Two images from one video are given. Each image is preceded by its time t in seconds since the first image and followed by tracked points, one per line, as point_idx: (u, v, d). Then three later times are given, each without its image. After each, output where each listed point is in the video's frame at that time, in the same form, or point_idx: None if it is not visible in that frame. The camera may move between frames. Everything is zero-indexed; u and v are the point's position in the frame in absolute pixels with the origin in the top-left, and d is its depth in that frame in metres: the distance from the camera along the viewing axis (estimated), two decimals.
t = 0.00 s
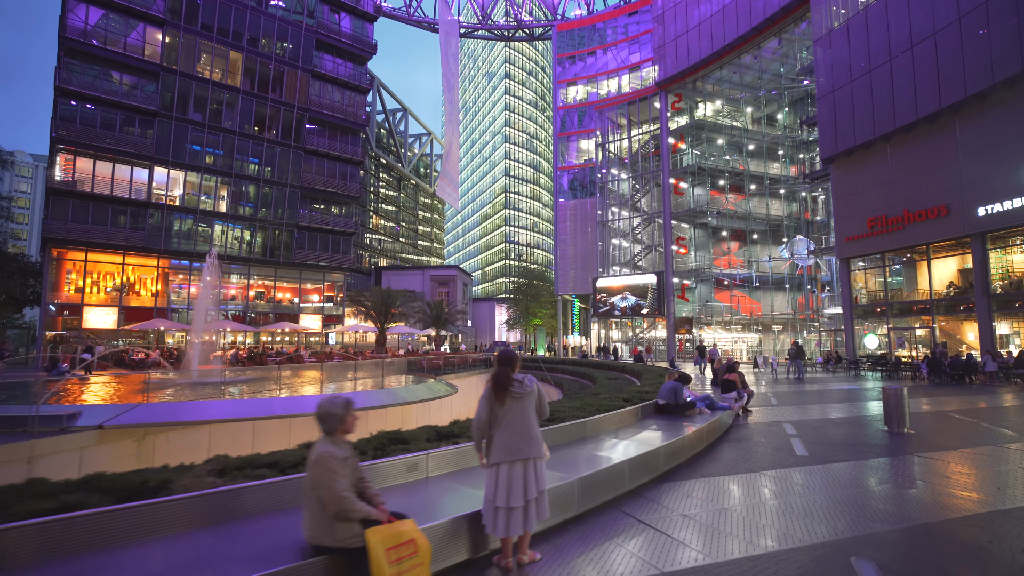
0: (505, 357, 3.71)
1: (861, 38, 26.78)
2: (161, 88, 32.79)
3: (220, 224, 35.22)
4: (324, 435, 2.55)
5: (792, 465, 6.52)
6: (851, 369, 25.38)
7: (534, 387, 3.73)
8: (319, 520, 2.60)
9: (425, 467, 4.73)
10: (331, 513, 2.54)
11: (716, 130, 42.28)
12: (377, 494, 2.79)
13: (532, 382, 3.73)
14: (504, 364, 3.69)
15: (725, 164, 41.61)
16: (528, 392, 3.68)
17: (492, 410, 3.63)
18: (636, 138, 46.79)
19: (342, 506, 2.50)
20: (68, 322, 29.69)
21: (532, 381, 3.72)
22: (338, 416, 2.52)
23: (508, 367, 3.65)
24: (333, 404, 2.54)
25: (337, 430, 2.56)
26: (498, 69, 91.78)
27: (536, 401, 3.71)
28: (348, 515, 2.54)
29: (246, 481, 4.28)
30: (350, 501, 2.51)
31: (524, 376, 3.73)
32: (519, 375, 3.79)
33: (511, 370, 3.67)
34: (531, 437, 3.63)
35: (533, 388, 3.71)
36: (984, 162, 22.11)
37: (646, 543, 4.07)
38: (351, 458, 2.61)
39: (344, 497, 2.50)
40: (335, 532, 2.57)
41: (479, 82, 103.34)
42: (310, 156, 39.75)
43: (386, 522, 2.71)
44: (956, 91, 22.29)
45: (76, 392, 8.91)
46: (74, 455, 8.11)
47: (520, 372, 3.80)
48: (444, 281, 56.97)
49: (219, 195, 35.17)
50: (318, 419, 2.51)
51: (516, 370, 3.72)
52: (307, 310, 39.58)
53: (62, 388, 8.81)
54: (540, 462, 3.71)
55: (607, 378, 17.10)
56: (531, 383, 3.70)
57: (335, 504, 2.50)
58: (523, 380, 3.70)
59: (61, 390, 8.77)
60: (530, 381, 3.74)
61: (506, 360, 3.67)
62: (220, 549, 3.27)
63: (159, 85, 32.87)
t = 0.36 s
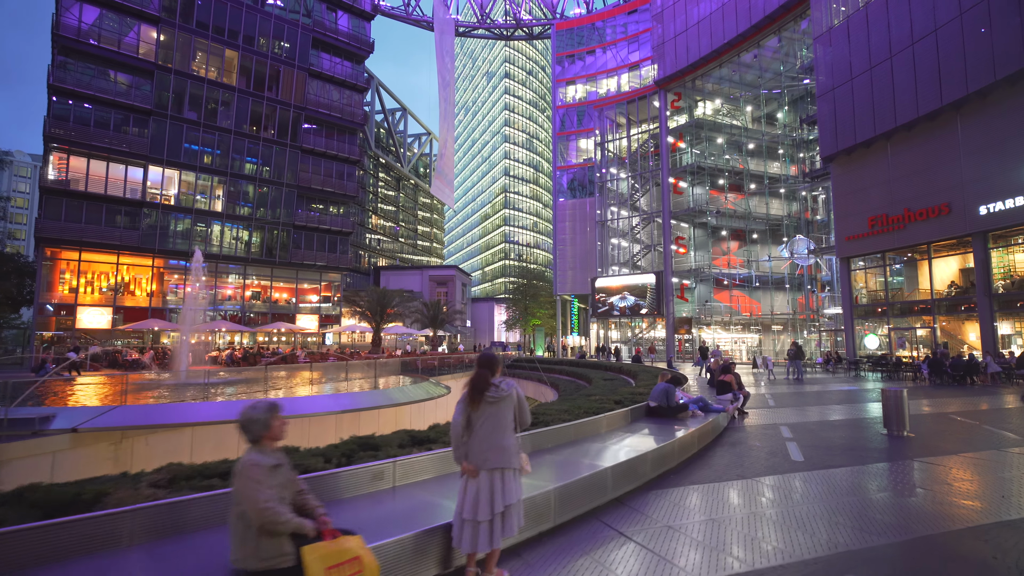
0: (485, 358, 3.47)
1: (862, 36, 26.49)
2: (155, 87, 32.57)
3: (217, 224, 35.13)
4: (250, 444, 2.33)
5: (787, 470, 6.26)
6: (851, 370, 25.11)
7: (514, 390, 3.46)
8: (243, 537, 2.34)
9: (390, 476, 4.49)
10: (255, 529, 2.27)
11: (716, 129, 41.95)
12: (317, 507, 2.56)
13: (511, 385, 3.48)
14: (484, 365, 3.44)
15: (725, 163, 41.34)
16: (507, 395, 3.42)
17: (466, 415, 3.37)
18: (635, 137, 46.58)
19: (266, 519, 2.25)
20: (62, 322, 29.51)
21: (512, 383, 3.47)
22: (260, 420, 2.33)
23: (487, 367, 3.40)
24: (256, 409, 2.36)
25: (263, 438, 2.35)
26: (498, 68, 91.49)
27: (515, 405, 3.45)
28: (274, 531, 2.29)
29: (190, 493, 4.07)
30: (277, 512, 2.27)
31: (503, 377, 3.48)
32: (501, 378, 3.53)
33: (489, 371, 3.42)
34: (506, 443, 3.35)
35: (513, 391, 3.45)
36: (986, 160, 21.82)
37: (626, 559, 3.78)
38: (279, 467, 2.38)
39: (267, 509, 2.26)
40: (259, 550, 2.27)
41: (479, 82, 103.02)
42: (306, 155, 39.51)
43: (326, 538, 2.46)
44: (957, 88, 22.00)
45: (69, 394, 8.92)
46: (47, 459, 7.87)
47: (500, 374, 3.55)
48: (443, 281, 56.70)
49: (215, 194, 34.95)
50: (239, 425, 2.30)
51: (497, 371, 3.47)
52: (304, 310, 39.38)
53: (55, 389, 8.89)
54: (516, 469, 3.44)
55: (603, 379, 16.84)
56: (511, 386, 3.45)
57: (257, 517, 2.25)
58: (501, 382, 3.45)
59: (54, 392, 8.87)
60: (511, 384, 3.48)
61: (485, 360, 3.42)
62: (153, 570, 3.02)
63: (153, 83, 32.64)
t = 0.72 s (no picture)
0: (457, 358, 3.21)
1: (862, 32, 26.24)
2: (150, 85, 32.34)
3: (215, 224, 34.96)
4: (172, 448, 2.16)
5: (783, 474, 6.00)
6: (851, 370, 24.84)
7: (485, 391, 3.16)
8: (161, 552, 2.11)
9: (357, 482, 4.27)
10: (171, 543, 2.05)
11: (715, 127, 41.67)
12: (253, 519, 2.38)
13: (484, 386, 3.19)
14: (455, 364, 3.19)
15: (725, 162, 41.10)
16: (476, 397, 3.13)
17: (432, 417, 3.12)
18: (634, 136, 46.36)
19: (184, 530, 2.03)
20: (55, 322, 29.32)
21: (483, 383, 3.18)
22: (184, 423, 2.19)
23: (457, 367, 3.15)
24: (179, 412, 2.22)
25: (187, 443, 2.20)
26: (497, 68, 91.27)
27: (486, 409, 3.13)
28: (195, 542, 2.06)
29: (133, 504, 3.90)
30: (198, 522, 2.05)
31: (473, 378, 3.19)
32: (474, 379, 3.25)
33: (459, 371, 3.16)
34: (470, 449, 3.05)
35: (484, 392, 3.14)
36: (987, 158, 21.55)
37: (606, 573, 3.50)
38: (205, 474, 2.19)
39: (185, 519, 2.04)
40: (178, 567, 2.04)
41: (478, 82, 102.82)
42: (303, 154, 39.27)
43: (259, 551, 2.24)
44: (959, 84, 21.73)
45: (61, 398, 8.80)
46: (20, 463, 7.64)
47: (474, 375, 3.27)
48: (441, 281, 56.42)
49: (210, 193, 34.70)
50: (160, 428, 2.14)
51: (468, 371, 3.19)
52: (301, 310, 39.15)
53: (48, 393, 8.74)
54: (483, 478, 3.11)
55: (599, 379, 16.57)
56: (483, 387, 3.16)
57: (173, 529, 2.03)
58: (470, 382, 3.16)
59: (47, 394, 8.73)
60: (482, 385, 3.18)
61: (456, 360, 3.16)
62: None
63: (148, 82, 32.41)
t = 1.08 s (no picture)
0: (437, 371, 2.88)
1: (862, 29, 26.00)
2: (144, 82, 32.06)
3: (213, 223, 34.78)
4: (84, 468, 1.93)
5: (779, 479, 5.76)
6: (851, 370, 24.59)
7: (446, 407, 2.73)
8: None
9: (319, 492, 4.06)
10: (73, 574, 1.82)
11: (714, 126, 41.34)
12: (180, 541, 2.16)
13: (450, 400, 2.78)
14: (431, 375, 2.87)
15: (723, 161, 40.88)
16: (434, 411, 2.73)
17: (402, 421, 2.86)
18: (633, 135, 46.13)
19: (88, 560, 1.80)
20: (47, 322, 29.08)
21: (450, 398, 2.77)
22: (96, 435, 1.93)
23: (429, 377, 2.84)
24: (93, 423, 1.96)
25: (101, 458, 1.95)
26: (496, 67, 90.99)
27: (441, 426, 2.70)
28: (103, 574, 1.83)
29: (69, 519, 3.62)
30: (106, 550, 1.83)
31: (442, 390, 2.81)
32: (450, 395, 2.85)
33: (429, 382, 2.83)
34: (415, 463, 2.67)
35: (443, 409, 2.72)
36: (990, 156, 21.25)
37: None
38: (120, 492, 1.97)
39: (89, 547, 1.81)
40: None
41: (477, 81, 102.47)
42: (299, 152, 39.03)
43: None
44: (960, 82, 21.48)
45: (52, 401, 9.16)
46: None
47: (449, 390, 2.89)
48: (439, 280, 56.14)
49: (205, 192, 34.43)
50: (71, 445, 1.91)
51: (439, 384, 2.83)
52: (297, 310, 38.92)
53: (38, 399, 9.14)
54: (426, 502, 2.70)
55: (594, 380, 16.34)
56: (446, 403, 2.73)
57: (76, 558, 1.80)
58: (434, 396, 2.77)
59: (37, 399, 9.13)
60: (450, 401, 2.77)
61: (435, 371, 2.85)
62: None
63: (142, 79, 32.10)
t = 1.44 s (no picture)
0: (402, 401, 2.46)
1: (858, 29, 25.89)
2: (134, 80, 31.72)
3: (209, 223, 34.59)
4: None
5: (765, 486, 5.58)
6: (845, 370, 24.48)
7: (389, 445, 2.24)
8: None
9: (270, 507, 3.84)
10: None
11: (710, 126, 41.01)
12: (87, 564, 2.06)
13: (398, 437, 2.31)
14: (392, 407, 2.45)
15: (719, 161, 40.78)
16: (375, 446, 2.26)
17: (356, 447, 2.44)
18: (629, 134, 45.95)
19: None
20: (36, 322, 28.77)
21: (399, 434, 2.30)
22: None
23: (385, 409, 2.41)
24: None
25: None
26: (492, 67, 90.75)
27: (378, 467, 2.20)
28: None
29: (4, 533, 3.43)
30: None
31: (391, 425, 2.35)
32: (405, 434, 2.38)
33: (382, 412, 2.39)
34: (335, 497, 2.17)
35: (385, 448, 2.23)
36: (985, 155, 21.13)
37: None
38: (11, 517, 1.90)
39: None
40: None
41: (474, 80, 102.21)
42: (292, 151, 38.76)
43: None
44: (955, 81, 21.36)
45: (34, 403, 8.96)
46: None
47: (407, 430, 2.43)
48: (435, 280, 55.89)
49: (196, 190, 34.10)
50: None
51: (394, 416, 2.38)
52: (290, 310, 38.68)
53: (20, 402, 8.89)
54: (346, 551, 2.17)
55: (586, 380, 16.18)
56: (389, 441, 2.25)
57: None
58: (379, 431, 2.31)
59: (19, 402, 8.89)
60: (397, 439, 2.28)
61: (396, 401, 2.42)
62: None
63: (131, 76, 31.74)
